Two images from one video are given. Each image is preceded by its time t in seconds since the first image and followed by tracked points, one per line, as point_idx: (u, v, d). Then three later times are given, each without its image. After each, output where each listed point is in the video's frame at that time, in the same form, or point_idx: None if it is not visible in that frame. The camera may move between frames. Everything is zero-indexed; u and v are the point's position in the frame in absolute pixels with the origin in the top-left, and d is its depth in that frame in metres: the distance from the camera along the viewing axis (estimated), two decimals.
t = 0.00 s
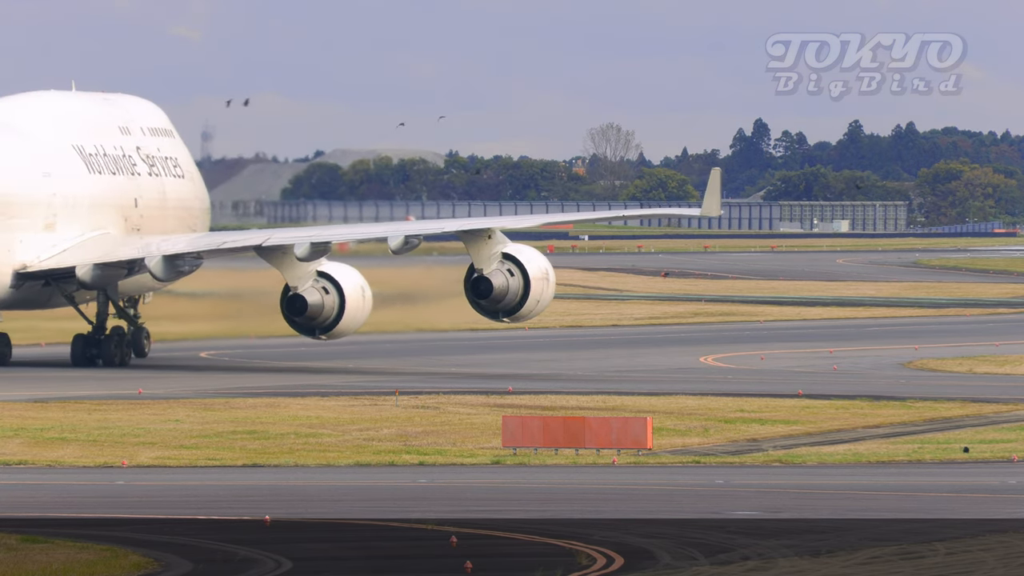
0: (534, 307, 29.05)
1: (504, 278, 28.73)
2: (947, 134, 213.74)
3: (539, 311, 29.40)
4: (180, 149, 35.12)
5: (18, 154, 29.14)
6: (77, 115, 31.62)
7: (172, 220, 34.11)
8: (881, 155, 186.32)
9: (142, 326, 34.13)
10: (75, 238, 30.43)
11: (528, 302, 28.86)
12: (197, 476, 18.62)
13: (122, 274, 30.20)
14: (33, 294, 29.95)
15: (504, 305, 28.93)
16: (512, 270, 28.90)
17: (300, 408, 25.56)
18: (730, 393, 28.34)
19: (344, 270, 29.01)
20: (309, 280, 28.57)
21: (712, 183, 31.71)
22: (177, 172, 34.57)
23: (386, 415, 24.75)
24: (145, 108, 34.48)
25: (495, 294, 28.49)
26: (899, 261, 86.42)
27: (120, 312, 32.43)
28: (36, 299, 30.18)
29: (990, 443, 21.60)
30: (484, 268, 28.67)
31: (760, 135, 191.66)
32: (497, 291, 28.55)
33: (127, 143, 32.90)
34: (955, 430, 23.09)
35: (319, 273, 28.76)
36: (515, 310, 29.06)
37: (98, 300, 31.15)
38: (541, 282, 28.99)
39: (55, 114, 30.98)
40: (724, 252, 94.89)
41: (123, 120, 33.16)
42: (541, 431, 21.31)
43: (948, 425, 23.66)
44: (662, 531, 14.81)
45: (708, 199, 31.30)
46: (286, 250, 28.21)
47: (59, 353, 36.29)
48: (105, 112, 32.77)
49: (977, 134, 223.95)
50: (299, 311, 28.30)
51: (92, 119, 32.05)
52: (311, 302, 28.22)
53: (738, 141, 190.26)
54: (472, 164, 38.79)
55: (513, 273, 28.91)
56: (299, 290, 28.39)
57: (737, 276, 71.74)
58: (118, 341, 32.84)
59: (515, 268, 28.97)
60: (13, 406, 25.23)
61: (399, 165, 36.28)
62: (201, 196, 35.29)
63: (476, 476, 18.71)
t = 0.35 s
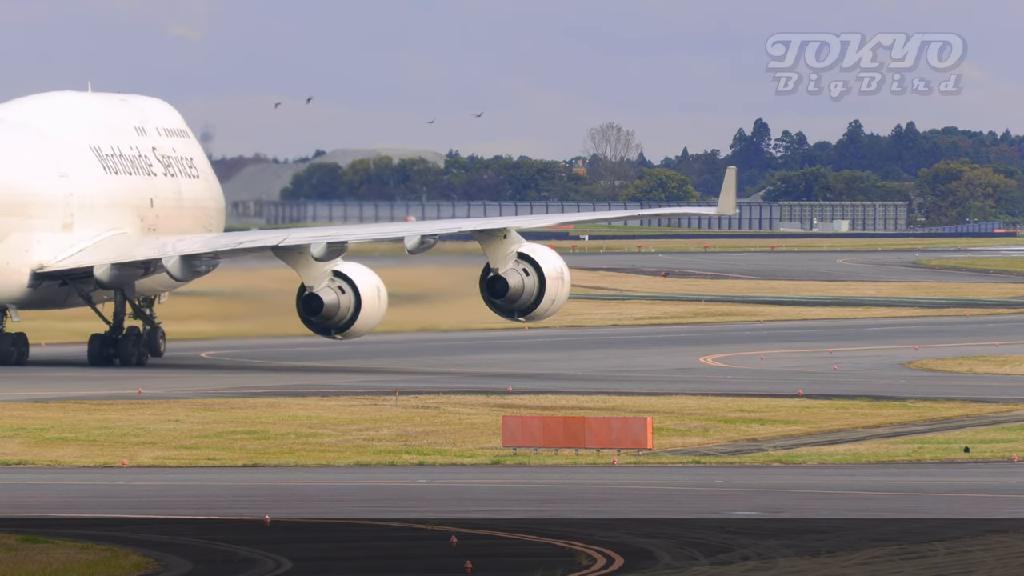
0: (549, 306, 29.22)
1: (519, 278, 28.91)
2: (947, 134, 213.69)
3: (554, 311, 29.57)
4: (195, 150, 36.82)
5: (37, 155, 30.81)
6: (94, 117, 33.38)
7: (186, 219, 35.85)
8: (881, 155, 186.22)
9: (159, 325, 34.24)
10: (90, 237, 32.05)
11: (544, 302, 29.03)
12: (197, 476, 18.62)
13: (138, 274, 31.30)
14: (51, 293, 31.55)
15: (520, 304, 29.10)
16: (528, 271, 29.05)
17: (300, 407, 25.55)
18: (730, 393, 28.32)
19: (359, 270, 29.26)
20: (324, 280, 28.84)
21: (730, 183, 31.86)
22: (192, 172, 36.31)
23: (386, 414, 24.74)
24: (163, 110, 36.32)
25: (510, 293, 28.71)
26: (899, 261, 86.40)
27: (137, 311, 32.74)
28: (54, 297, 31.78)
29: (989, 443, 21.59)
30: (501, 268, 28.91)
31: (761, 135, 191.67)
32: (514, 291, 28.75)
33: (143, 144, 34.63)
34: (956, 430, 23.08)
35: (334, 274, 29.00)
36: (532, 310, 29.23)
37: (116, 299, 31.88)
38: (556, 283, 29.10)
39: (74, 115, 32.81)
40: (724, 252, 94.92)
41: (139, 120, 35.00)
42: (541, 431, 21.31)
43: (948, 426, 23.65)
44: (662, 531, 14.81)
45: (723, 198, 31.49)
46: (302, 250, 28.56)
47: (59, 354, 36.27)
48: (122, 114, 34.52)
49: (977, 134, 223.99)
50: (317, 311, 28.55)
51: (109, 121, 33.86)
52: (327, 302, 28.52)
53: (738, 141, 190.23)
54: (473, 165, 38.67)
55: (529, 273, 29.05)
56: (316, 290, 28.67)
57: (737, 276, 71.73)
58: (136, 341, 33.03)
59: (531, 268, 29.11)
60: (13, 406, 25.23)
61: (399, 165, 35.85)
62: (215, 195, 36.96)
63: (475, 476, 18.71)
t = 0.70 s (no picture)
0: (564, 307, 29.67)
1: (534, 277, 29.35)
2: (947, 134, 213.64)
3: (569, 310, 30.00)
4: (210, 150, 37.08)
5: (56, 156, 30.96)
6: (110, 118, 33.63)
7: (202, 219, 36.10)
8: (881, 155, 186.17)
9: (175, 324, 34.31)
10: (106, 238, 32.27)
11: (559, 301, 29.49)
12: (197, 476, 18.61)
13: (155, 273, 31.53)
14: (68, 293, 31.75)
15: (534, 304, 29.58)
16: (543, 270, 29.52)
17: (300, 408, 25.55)
18: (730, 393, 28.32)
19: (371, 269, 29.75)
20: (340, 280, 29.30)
21: (744, 183, 32.17)
22: (206, 173, 36.57)
23: (385, 414, 24.74)
24: (179, 110, 36.57)
25: (525, 292, 29.18)
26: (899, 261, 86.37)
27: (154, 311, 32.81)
28: (71, 297, 31.95)
29: (989, 443, 21.58)
30: (516, 266, 29.38)
31: (761, 135, 191.71)
32: (528, 291, 29.23)
33: (158, 145, 34.89)
34: (955, 430, 23.07)
35: (349, 274, 29.44)
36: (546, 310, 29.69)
37: (133, 299, 32.13)
38: (571, 282, 29.62)
39: (91, 116, 33.06)
40: (724, 252, 94.90)
41: (155, 121, 35.25)
42: (541, 431, 21.31)
43: (948, 425, 23.63)
44: (662, 531, 14.81)
45: (737, 199, 31.85)
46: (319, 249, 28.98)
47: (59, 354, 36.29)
48: (138, 114, 34.79)
49: (977, 134, 224.07)
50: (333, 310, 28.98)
51: (125, 122, 34.09)
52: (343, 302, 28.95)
53: (738, 141, 190.25)
54: (473, 164, 38.74)
55: (543, 273, 29.52)
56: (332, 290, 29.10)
57: (737, 276, 71.73)
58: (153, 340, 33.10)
59: (545, 268, 29.57)
60: (12, 406, 25.23)
61: (399, 165, 35.93)
62: (230, 196, 37.23)
63: (475, 476, 18.71)
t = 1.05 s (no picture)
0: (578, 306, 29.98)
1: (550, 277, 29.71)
2: (947, 134, 213.64)
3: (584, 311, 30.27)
4: (224, 150, 37.54)
5: (73, 156, 31.35)
6: (127, 118, 34.05)
7: (217, 219, 36.56)
8: (881, 155, 186.06)
9: (190, 323, 34.55)
10: (122, 237, 32.72)
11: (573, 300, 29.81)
12: (197, 476, 18.60)
13: (172, 274, 31.81)
14: (84, 293, 32.23)
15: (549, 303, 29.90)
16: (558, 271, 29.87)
17: (300, 408, 25.54)
18: (730, 393, 28.31)
19: (388, 270, 29.97)
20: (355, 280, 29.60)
21: (760, 183, 32.60)
22: (221, 173, 37.05)
23: (386, 415, 24.73)
24: (194, 110, 37.01)
25: (540, 292, 29.48)
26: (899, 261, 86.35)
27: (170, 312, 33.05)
28: (87, 296, 32.42)
29: (989, 443, 21.57)
30: (530, 268, 29.70)
31: (760, 136, 191.74)
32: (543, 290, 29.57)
33: (174, 145, 35.33)
34: (956, 430, 23.06)
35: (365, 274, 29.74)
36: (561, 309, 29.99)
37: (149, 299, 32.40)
38: (586, 283, 29.95)
39: (108, 117, 33.49)
40: (723, 252, 94.87)
41: (171, 121, 35.70)
42: (541, 431, 21.31)
43: (948, 425, 23.62)
44: (662, 531, 14.81)
45: (752, 200, 32.37)
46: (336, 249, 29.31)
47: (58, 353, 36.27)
48: (154, 115, 35.22)
49: (977, 134, 224.05)
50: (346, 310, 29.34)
51: (141, 122, 34.49)
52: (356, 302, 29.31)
53: (738, 140, 190.24)
54: (473, 163, 38.90)
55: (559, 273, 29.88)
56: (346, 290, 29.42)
57: (737, 276, 71.72)
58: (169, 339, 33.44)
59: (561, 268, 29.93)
60: (12, 406, 25.22)
61: (399, 164, 36.21)
62: (244, 196, 37.68)
63: (475, 476, 18.70)
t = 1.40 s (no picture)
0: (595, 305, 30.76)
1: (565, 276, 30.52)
2: (947, 134, 213.65)
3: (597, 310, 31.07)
4: (239, 151, 38.28)
5: (90, 156, 32.05)
6: (143, 119, 34.81)
7: (231, 219, 37.28)
8: (882, 155, 186.04)
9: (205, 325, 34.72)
10: (138, 237, 33.38)
11: (591, 298, 30.61)
12: (197, 476, 18.61)
13: (189, 274, 32.29)
14: (101, 293, 32.83)
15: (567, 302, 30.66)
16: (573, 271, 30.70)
17: (300, 408, 25.54)
18: (730, 393, 28.32)
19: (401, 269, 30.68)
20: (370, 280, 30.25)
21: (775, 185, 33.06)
22: (236, 173, 37.77)
23: (386, 415, 24.74)
24: (209, 111, 37.76)
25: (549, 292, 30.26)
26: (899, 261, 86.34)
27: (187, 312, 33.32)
28: (104, 296, 32.98)
29: (990, 443, 21.59)
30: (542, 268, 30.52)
31: (760, 136, 191.76)
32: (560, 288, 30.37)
33: (189, 146, 36.09)
34: (956, 430, 23.07)
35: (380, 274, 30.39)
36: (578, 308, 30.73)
37: (166, 300, 32.85)
38: (601, 283, 30.84)
39: (124, 117, 34.24)
40: (723, 252, 94.85)
41: (186, 122, 36.44)
42: (541, 431, 21.31)
43: (949, 425, 23.64)
44: (662, 531, 14.81)
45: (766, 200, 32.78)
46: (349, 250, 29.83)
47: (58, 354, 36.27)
48: (170, 116, 35.99)
49: (977, 134, 224.03)
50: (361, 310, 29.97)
51: (156, 124, 35.22)
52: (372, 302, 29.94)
53: (738, 140, 190.25)
54: (473, 164, 38.64)
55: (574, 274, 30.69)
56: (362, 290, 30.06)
57: (737, 276, 71.74)
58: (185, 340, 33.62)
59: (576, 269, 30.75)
60: (12, 406, 25.23)
61: (399, 165, 36.27)
62: (258, 196, 38.40)
63: (475, 476, 18.71)
